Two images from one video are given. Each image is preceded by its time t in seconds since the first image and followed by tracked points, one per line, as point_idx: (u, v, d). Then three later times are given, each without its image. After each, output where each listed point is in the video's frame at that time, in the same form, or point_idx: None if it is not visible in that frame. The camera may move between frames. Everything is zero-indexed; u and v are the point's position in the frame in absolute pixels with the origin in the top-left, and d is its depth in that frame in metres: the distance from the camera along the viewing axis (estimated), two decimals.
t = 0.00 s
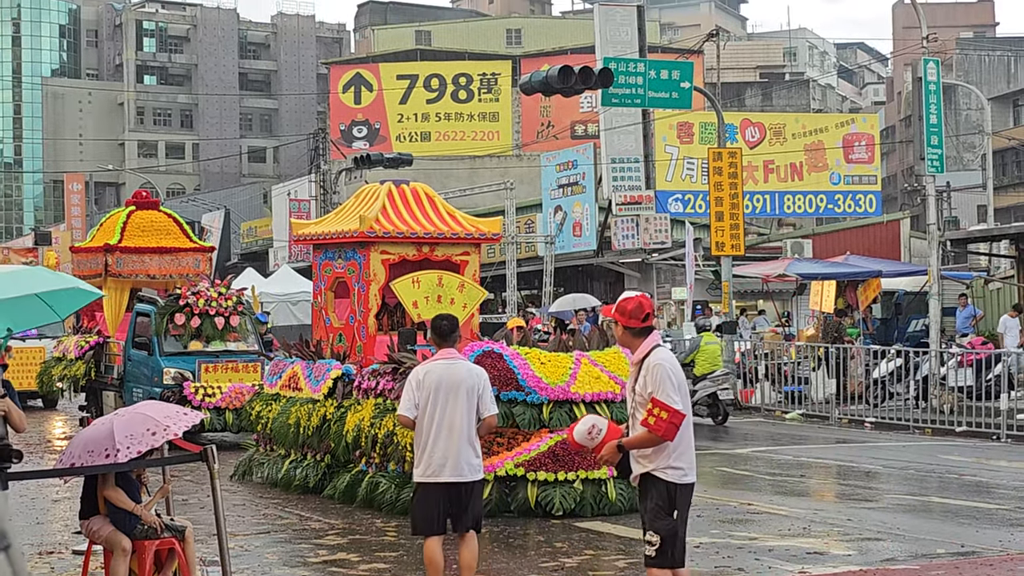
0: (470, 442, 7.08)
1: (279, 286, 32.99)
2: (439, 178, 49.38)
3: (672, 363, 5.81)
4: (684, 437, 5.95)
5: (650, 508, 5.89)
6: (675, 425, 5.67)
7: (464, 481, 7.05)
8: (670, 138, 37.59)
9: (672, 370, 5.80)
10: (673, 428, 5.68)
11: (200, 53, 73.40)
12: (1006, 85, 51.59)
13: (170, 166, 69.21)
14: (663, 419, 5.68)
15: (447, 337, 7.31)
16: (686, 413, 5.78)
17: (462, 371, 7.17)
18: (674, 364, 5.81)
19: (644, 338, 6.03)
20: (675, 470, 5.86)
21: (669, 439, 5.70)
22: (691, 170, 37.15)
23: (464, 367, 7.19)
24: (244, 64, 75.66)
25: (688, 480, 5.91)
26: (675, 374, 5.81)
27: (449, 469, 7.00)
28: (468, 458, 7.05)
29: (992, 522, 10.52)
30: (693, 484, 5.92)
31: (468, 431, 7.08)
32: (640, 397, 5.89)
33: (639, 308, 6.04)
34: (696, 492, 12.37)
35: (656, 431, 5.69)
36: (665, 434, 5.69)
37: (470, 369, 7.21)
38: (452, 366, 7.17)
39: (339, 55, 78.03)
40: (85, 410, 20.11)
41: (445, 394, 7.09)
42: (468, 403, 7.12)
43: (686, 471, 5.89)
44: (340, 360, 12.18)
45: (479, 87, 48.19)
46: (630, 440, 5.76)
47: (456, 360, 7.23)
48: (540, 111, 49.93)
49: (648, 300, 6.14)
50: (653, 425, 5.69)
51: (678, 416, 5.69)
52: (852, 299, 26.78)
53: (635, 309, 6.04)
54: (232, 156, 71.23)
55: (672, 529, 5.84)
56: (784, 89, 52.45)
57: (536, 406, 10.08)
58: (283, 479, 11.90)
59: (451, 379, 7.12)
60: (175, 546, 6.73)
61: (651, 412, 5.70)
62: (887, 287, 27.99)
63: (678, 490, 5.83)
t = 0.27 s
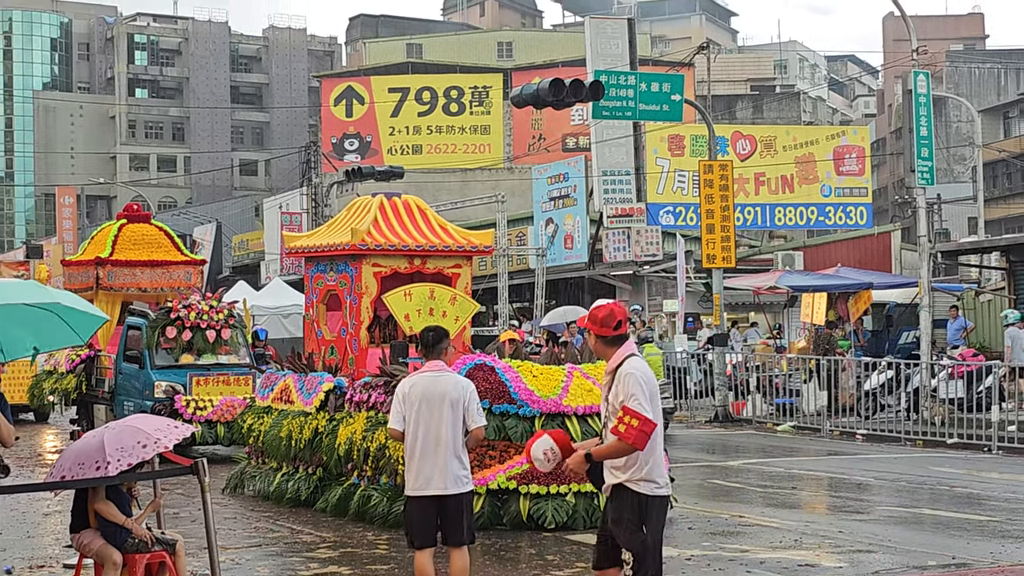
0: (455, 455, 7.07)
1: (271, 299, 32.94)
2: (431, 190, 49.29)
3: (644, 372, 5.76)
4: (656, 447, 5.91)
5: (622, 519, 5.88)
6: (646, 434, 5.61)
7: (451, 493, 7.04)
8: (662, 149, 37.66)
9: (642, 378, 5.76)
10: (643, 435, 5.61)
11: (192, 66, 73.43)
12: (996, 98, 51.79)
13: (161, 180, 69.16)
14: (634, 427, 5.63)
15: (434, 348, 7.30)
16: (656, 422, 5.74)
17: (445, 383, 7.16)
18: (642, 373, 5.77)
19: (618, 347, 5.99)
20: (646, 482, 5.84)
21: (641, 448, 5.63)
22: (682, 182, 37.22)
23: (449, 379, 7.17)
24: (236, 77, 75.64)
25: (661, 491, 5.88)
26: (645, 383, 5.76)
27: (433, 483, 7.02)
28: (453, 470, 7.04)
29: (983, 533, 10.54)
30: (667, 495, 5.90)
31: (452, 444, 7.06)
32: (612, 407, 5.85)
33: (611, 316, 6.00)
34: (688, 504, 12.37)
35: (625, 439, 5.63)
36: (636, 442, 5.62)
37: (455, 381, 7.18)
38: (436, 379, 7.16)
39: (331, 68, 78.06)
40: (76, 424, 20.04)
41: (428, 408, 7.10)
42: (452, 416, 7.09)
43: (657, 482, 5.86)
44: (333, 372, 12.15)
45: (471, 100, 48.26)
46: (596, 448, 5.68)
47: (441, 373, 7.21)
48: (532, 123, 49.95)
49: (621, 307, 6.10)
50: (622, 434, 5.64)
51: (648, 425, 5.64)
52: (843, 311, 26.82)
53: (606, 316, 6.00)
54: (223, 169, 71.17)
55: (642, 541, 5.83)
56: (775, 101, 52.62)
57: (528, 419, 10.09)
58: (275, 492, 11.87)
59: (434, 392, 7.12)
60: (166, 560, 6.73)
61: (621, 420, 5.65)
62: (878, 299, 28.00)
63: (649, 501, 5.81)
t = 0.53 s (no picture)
0: (443, 462, 7.06)
1: (268, 307, 32.92)
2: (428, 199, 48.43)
3: (627, 381, 5.68)
4: (642, 456, 5.83)
5: (617, 533, 5.76)
6: (630, 446, 5.54)
7: (442, 500, 7.03)
8: (658, 156, 37.71)
9: (625, 389, 5.67)
10: (627, 448, 5.54)
11: (188, 75, 73.48)
12: (991, 104, 51.98)
13: (158, 188, 69.18)
14: (617, 439, 5.55)
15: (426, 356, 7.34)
16: (641, 433, 5.66)
17: (433, 389, 7.17)
18: (627, 383, 5.68)
19: (600, 355, 5.90)
20: (636, 492, 5.75)
21: (625, 459, 5.56)
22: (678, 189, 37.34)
23: (436, 385, 7.18)
24: (232, 84, 75.70)
25: (649, 501, 5.79)
26: (628, 392, 5.67)
27: (422, 488, 7.03)
28: (441, 476, 7.04)
29: (980, 539, 10.54)
30: (654, 503, 5.81)
31: (439, 449, 7.07)
32: (596, 416, 5.77)
33: (592, 324, 5.90)
34: (685, 511, 12.37)
35: (609, 451, 5.55)
36: (620, 455, 5.55)
37: (446, 387, 7.17)
38: (425, 385, 7.20)
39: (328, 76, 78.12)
40: (73, 433, 20.01)
41: (413, 414, 7.14)
42: (436, 422, 7.09)
43: (646, 491, 5.78)
44: (329, 381, 12.15)
45: (467, 106, 48.65)
46: (580, 456, 5.63)
47: (431, 379, 7.24)
48: (527, 130, 49.88)
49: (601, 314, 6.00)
50: (606, 446, 5.56)
51: (632, 436, 5.56)
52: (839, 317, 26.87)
53: (587, 325, 5.90)
54: (219, 177, 71.23)
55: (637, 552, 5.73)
56: (770, 108, 52.75)
57: (524, 426, 10.07)
58: (271, 500, 11.86)
59: (421, 398, 7.15)
60: (163, 568, 6.74)
61: (605, 432, 5.58)
62: (874, 305, 28.03)
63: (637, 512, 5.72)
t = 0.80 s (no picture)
0: (437, 468, 7.09)
1: (271, 311, 32.96)
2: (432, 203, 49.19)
3: (617, 388, 5.70)
4: (631, 464, 5.84)
5: (604, 541, 5.76)
6: (620, 453, 5.55)
7: (439, 507, 7.06)
8: (661, 160, 37.65)
9: (616, 396, 5.68)
10: (616, 454, 5.55)
11: (191, 79, 73.56)
12: (994, 107, 51.93)
13: (161, 193, 69.35)
14: (608, 446, 5.56)
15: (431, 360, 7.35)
16: (631, 440, 5.67)
17: (428, 396, 7.20)
18: (618, 390, 5.69)
19: (591, 360, 5.90)
20: (624, 500, 5.75)
21: (615, 467, 5.57)
22: (681, 193, 37.13)
23: (432, 391, 7.20)
24: (235, 89, 75.86)
25: (636, 508, 5.79)
26: (618, 399, 5.68)
27: (420, 494, 7.11)
28: (436, 483, 7.07)
29: (985, 542, 10.52)
30: (642, 513, 5.82)
31: (433, 456, 7.10)
32: (585, 422, 5.78)
33: (585, 329, 5.92)
34: (690, 514, 12.36)
35: (598, 457, 5.56)
36: (610, 462, 5.56)
37: (442, 393, 7.16)
38: (424, 391, 7.24)
39: (330, 80, 78.17)
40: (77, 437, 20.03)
41: (410, 422, 7.22)
42: (428, 429, 7.13)
43: (633, 499, 5.78)
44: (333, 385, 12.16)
45: (470, 111, 48.57)
46: (570, 462, 5.63)
47: (430, 385, 7.26)
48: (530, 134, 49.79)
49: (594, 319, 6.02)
50: (596, 452, 5.57)
51: (622, 443, 5.58)
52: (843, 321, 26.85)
53: (581, 329, 5.92)
54: (222, 182, 71.44)
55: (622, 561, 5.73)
56: (773, 112, 52.77)
57: (529, 430, 10.06)
58: (277, 504, 11.85)
59: (418, 405, 7.20)
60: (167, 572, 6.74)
61: (596, 439, 5.58)
62: (878, 308, 27.99)
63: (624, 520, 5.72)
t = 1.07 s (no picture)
0: (426, 472, 7.20)
1: (277, 314, 32.96)
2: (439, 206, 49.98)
3: (603, 389, 5.85)
4: (609, 468, 5.99)
5: (580, 541, 5.91)
6: (607, 451, 5.70)
7: (429, 511, 7.17)
8: (667, 162, 37.74)
9: (602, 397, 5.83)
10: (603, 453, 5.70)
11: (197, 82, 73.61)
12: (1000, 108, 51.88)
13: (167, 196, 69.40)
14: (595, 444, 5.70)
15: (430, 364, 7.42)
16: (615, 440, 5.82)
17: (418, 401, 7.29)
18: (602, 392, 5.84)
19: (577, 361, 6.03)
20: (602, 501, 5.90)
21: (601, 465, 5.71)
22: (687, 195, 37.30)
23: (422, 396, 7.29)
24: (241, 92, 75.97)
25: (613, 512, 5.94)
26: (603, 401, 5.84)
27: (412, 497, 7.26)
28: (425, 487, 7.18)
29: (993, 543, 10.51)
30: (619, 517, 5.97)
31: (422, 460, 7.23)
32: (570, 423, 5.92)
33: (573, 329, 6.04)
34: (697, 516, 12.36)
35: (586, 456, 5.70)
36: (597, 460, 5.70)
37: (431, 398, 7.24)
38: (418, 395, 7.35)
39: (336, 83, 78.24)
40: (85, 441, 20.04)
41: (407, 426, 7.38)
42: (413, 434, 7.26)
43: (611, 502, 5.93)
44: (340, 388, 12.14)
45: (476, 113, 48.56)
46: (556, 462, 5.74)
47: (423, 390, 7.34)
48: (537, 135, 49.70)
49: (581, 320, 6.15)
50: (583, 450, 5.71)
51: (608, 442, 5.72)
52: (850, 322, 26.84)
53: (569, 329, 6.05)
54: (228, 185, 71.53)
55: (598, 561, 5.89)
56: (779, 113, 52.74)
57: (536, 432, 10.07)
58: (284, 507, 11.85)
59: (411, 410, 7.31)
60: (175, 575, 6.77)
61: (583, 437, 5.72)
62: (884, 310, 27.93)
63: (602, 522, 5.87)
